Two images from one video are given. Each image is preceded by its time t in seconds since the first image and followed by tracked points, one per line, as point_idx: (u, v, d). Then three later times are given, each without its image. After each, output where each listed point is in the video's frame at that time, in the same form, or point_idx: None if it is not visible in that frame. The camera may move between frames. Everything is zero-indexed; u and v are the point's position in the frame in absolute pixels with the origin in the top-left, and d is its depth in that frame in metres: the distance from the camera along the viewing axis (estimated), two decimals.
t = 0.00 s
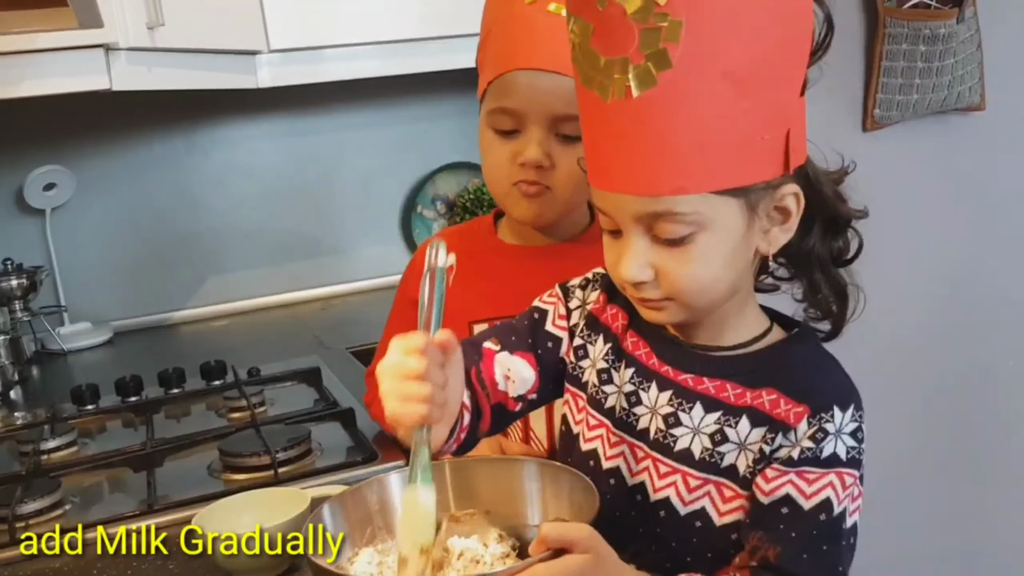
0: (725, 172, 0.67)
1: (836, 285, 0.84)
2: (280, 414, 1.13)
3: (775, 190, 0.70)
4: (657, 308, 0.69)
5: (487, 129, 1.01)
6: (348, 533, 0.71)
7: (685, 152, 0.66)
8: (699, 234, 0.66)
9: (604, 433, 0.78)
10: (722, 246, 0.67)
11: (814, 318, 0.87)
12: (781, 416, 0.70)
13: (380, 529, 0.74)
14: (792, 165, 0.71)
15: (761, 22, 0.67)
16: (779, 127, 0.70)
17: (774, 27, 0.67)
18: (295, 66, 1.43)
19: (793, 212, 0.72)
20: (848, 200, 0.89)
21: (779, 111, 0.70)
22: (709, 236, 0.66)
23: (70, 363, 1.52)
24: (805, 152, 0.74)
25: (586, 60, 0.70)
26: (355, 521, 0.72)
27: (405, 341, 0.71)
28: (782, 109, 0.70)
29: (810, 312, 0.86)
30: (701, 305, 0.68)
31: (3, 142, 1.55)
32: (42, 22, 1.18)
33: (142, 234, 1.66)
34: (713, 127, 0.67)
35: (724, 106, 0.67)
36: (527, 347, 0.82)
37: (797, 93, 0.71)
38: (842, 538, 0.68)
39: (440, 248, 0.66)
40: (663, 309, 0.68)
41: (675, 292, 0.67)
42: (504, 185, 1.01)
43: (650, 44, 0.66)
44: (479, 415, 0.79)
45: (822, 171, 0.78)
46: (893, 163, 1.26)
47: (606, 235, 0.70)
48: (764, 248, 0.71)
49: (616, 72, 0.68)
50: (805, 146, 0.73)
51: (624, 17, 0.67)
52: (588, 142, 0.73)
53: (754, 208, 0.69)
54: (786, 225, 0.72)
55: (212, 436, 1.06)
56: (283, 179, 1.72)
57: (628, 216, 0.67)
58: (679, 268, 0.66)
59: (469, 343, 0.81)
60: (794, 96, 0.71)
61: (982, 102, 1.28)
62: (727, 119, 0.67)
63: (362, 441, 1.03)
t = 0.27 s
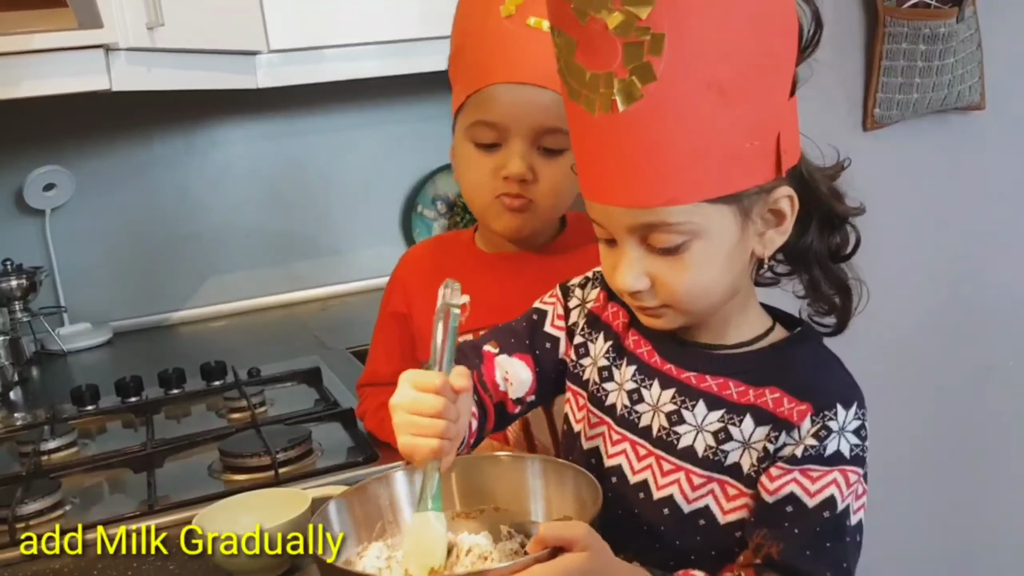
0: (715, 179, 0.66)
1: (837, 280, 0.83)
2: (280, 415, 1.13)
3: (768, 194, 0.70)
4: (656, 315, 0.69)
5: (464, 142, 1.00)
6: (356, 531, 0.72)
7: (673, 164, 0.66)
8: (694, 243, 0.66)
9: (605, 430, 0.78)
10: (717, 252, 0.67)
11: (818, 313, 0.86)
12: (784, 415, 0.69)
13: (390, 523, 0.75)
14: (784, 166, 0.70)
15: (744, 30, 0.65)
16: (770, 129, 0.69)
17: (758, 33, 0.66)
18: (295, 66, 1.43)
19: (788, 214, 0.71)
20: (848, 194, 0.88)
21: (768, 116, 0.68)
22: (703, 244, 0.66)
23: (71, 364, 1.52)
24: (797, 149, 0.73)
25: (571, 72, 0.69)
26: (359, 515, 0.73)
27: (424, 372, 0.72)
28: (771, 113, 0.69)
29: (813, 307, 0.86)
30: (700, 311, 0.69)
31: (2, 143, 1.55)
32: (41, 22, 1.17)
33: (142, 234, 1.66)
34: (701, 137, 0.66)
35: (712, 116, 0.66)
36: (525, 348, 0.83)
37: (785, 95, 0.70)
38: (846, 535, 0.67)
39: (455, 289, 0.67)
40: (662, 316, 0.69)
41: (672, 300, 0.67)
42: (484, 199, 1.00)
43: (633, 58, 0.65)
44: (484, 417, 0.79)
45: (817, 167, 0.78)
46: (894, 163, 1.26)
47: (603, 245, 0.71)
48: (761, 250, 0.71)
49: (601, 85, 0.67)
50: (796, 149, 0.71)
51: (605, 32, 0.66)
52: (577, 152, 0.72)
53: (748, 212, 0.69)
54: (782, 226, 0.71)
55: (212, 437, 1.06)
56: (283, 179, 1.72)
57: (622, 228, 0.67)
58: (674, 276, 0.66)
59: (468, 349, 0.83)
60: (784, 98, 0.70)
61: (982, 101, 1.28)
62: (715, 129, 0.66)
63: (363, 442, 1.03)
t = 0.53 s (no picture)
0: (723, 177, 0.66)
1: (851, 266, 0.83)
2: (290, 411, 1.13)
3: (779, 188, 0.69)
4: (669, 310, 0.69)
5: (469, 140, 1.00)
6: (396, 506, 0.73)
7: (680, 164, 0.65)
8: (704, 241, 0.66)
9: (618, 417, 0.78)
10: (728, 249, 0.67)
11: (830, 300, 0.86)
12: (796, 398, 0.69)
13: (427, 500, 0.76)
14: (794, 161, 0.70)
15: (746, 29, 0.64)
16: (777, 126, 0.68)
17: (759, 29, 0.65)
18: (298, 65, 1.43)
19: (798, 207, 0.70)
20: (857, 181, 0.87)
21: (775, 113, 0.68)
22: (713, 241, 0.66)
23: (77, 364, 1.52)
24: (806, 142, 0.72)
25: (576, 76, 0.69)
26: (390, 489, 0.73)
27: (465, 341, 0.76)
28: (778, 110, 0.68)
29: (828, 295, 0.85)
30: (712, 306, 0.68)
31: (7, 143, 1.55)
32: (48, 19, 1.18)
33: (148, 234, 1.66)
34: (707, 136, 0.65)
35: (717, 117, 0.65)
36: (537, 326, 0.84)
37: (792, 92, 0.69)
38: (859, 518, 0.66)
39: (488, 255, 0.72)
40: (675, 311, 0.69)
41: (685, 296, 0.67)
42: (496, 194, 1.00)
43: (637, 62, 0.64)
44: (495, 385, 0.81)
45: (826, 157, 0.77)
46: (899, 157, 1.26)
47: (615, 243, 0.71)
48: (772, 243, 0.70)
49: (606, 90, 0.66)
50: (804, 145, 0.71)
51: (607, 38, 0.65)
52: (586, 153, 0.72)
53: (757, 208, 0.68)
54: (792, 220, 0.70)
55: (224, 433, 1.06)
56: (287, 178, 1.72)
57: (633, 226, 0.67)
58: (686, 274, 0.66)
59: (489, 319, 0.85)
60: (790, 94, 0.69)
61: (988, 96, 1.28)
62: (720, 129, 0.66)
63: (375, 438, 1.03)
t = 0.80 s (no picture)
0: (725, 158, 0.66)
1: (854, 258, 0.81)
2: (294, 406, 1.13)
3: (779, 170, 0.69)
4: (671, 291, 0.68)
5: (466, 124, 0.99)
6: (411, 488, 0.73)
7: (683, 140, 0.66)
8: (705, 220, 0.65)
9: (618, 406, 0.78)
10: (729, 229, 0.66)
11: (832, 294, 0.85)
12: (793, 383, 0.68)
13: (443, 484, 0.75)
14: (798, 145, 0.70)
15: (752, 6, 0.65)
16: (781, 108, 0.68)
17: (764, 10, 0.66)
18: (297, 63, 1.43)
19: (800, 190, 0.70)
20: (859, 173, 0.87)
21: (779, 96, 0.68)
22: (714, 220, 0.66)
23: (79, 361, 1.53)
24: (810, 126, 0.72)
25: (583, 55, 0.70)
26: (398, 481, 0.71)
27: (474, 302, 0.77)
28: (782, 92, 0.68)
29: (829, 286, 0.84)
30: (714, 287, 0.68)
31: (10, 141, 1.55)
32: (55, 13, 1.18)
33: (150, 231, 1.66)
34: (711, 115, 0.66)
35: (721, 96, 0.66)
36: (538, 319, 0.84)
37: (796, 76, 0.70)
38: (860, 501, 0.66)
39: (472, 217, 0.72)
40: (676, 292, 0.68)
41: (685, 277, 0.67)
42: (496, 177, 0.99)
43: (643, 39, 0.65)
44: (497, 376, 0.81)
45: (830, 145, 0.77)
46: (900, 152, 1.26)
47: (618, 226, 0.70)
48: (773, 226, 0.70)
49: (611, 68, 0.68)
50: (809, 128, 0.71)
51: (615, 15, 0.66)
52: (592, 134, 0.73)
53: (758, 189, 0.68)
54: (794, 203, 0.70)
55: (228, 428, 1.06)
56: (289, 176, 1.72)
57: (635, 206, 0.67)
58: (686, 252, 0.65)
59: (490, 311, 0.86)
60: (794, 80, 0.69)
61: (988, 92, 1.29)
62: (724, 108, 0.66)
63: (378, 432, 1.04)
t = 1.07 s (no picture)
0: (711, 144, 0.65)
1: (840, 249, 0.80)
2: (291, 399, 1.13)
3: (766, 159, 0.68)
4: (658, 281, 0.68)
5: (421, 127, 0.98)
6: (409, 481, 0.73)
7: (669, 127, 0.65)
8: (692, 207, 0.65)
9: (604, 404, 0.78)
10: (716, 216, 0.65)
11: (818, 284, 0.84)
12: (775, 372, 0.67)
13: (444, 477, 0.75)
14: (785, 132, 0.69)
15: None
16: (768, 94, 0.67)
17: None
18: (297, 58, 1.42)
19: (786, 178, 0.69)
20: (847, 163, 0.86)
21: (766, 82, 0.67)
22: (700, 208, 0.65)
23: (75, 355, 1.52)
24: (798, 116, 0.71)
25: (573, 43, 0.69)
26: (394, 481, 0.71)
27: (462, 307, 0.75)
28: (768, 81, 0.67)
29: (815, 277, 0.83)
30: (702, 276, 0.67)
31: (5, 134, 1.55)
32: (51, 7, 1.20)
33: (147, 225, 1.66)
34: (697, 102, 0.65)
35: (705, 83, 0.65)
36: (523, 325, 0.84)
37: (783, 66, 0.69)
38: (850, 480, 0.63)
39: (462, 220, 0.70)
40: (663, 281, 0.67)
41: (673, 265, 0.66)
42: (457, 179, 0.98)
43: (630, 26, 0.65)
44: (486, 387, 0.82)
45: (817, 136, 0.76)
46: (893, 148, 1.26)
47: (608, 214, 0.70)
48: (759, 216, 0.69)
49: (599, 55, 0.67)
50: (795, 118, 0.70)
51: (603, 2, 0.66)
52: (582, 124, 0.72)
53: (745, 176, 0.67)
54: (779, 192, 0.69)
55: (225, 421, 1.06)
56: (285, 170, 1.72)
57: (623, 193, 0.67)
58: (673, 239, 0.65)
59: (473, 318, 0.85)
60: (781, 66, 0.68)
61: (983, 88, 1.29)
62: (708, 95, 0.65)
63: (375, 426, 1.03)
